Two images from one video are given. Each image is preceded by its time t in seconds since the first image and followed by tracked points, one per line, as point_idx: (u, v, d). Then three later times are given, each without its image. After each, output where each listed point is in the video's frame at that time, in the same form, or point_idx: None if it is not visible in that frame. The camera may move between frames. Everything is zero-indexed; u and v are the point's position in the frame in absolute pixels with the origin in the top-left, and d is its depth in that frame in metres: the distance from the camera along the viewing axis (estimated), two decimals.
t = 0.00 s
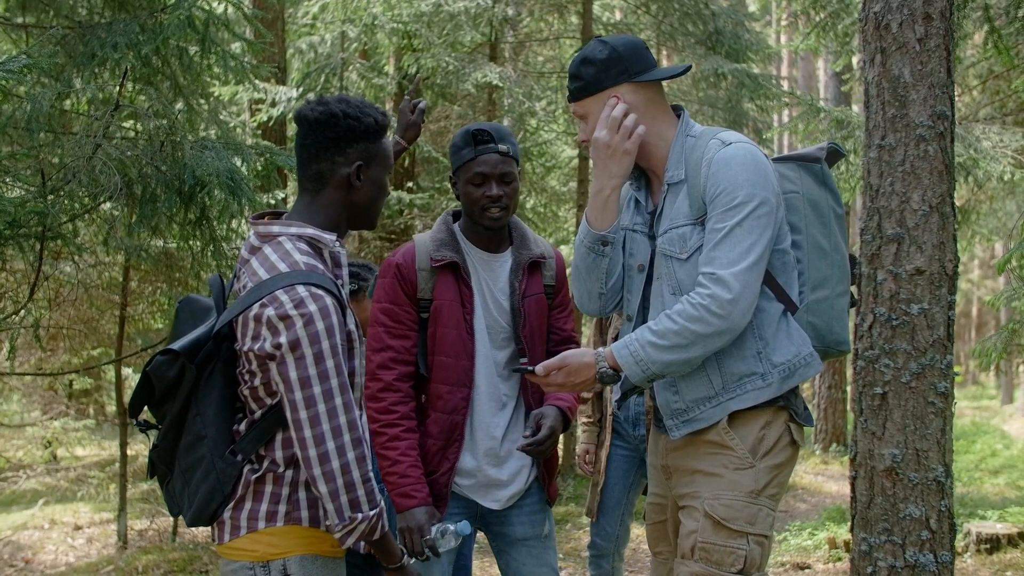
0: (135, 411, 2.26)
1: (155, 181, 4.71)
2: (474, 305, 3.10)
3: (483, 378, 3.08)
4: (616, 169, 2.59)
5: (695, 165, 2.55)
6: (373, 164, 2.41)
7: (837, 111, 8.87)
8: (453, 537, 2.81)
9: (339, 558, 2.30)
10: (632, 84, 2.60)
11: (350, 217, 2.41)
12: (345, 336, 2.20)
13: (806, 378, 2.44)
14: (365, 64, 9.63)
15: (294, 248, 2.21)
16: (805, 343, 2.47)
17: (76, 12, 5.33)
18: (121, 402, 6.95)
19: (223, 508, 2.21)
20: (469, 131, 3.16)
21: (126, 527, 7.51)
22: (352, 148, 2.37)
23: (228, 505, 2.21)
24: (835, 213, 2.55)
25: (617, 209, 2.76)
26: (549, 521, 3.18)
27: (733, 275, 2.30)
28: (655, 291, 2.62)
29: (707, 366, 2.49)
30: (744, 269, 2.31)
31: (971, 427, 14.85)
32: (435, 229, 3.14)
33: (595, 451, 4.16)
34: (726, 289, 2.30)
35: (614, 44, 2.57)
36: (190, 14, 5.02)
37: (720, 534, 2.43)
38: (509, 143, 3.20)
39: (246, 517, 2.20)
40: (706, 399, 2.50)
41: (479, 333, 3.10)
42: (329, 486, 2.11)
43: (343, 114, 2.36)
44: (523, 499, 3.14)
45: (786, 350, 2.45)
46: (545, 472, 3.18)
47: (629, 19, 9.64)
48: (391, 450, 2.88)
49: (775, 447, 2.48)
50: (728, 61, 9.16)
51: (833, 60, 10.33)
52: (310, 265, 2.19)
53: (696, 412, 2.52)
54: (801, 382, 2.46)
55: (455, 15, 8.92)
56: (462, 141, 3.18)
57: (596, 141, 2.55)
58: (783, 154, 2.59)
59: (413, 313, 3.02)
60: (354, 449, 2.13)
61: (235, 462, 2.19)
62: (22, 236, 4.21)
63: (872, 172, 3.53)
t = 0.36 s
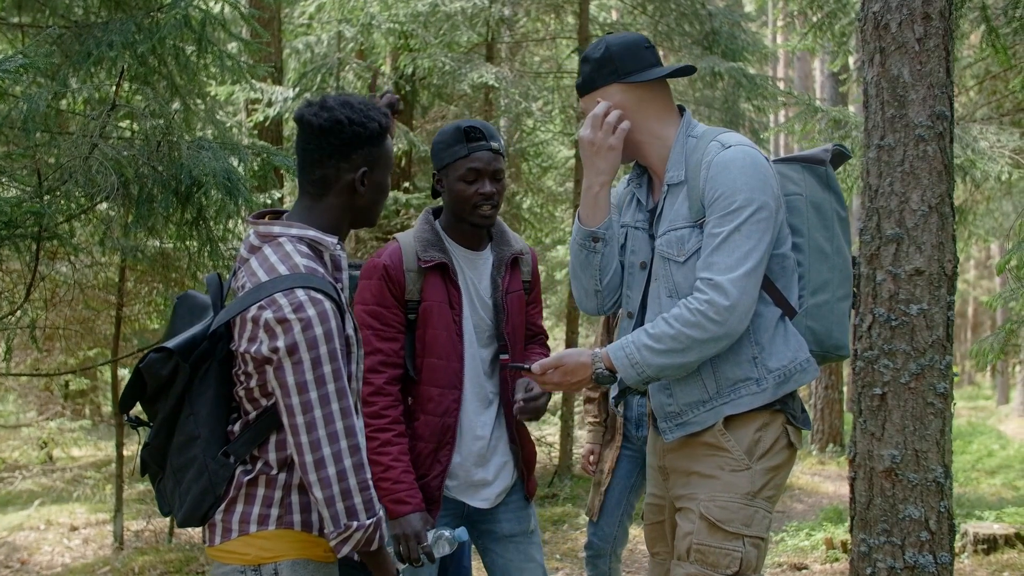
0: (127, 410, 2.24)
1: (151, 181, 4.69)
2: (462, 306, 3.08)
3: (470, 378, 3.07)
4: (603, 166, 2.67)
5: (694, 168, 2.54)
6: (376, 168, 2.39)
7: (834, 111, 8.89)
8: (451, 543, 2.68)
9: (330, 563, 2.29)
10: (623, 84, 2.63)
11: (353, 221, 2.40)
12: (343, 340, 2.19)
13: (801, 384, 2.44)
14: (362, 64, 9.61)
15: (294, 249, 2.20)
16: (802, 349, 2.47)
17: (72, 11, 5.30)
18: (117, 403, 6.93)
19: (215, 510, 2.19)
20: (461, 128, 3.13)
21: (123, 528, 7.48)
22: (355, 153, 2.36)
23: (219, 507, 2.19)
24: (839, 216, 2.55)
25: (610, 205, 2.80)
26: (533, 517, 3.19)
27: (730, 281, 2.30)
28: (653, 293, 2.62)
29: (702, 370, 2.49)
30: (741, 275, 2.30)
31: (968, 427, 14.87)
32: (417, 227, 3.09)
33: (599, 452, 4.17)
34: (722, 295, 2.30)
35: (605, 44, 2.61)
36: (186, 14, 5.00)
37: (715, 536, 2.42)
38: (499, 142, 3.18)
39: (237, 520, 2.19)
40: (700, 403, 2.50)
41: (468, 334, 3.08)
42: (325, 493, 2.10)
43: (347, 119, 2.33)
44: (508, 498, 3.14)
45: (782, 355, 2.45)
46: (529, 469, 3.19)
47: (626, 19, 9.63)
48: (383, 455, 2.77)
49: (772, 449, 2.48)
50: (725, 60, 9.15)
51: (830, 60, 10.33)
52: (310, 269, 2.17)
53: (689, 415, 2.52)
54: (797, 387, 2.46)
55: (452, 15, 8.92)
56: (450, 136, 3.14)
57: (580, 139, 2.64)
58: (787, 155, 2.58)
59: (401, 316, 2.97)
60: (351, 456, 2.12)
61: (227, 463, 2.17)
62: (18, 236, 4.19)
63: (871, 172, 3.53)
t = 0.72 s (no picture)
0: (124, 414, 2.21)
1: (149, 183, 4.68)
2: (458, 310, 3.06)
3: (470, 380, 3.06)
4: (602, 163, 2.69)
5: (691, 170, 2.53)
6: (375, 168, 2.39)
7: (832, 113, 8.90)
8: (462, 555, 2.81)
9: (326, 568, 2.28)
10: (624, 85, 2.63)
11: (355, 222, 2.39)
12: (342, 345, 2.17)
13: (796, 388, 2.43)
14: (359, 65, 9.61)
15: (294, 253, 2.18)
16: (798, 353, 2.46)
17: (69, 12, 5.29)
18: (113, 405, 6.91)
19: (211, 515, 2.18)
20: (473, 126, 3.12)
21: (119, 530, 7.46)
22: (355, 152, 2.35)
23: (215, 512, 2.18)
24: (843, 219, 2.54)
25: (607, 203, 2.84)
26: (527, 515, 3.22)
27: (723, 284, 2.29)
28: (651, 294, 2.62)
29: (698, 373, 2.49)
30: (735, 278, 2.29)
31: (965, 428, 14.88)
32: (408, 232, 3.00)
33: (601, 452, 4.16)
34: (716, 298, 2.29)
35: (610, 44, 2.62)
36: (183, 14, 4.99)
37: (711, 539, 2.44)
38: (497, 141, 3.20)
39: (232, 526, 2.18)
40: (694, 405, 2.50)
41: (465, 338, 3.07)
42: (317, 500, 2.08)
43: (346, 118, 2.34)
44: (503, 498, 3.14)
45: (778, 359, 2.44)
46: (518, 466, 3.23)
47: (623, 20, 9.62)
48: (392, 468, 2.69)
49: (769, 451, 2.48)
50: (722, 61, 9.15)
51: (826, 62, 10.33)
52: (308, 273, 2.15)
53: (684, 418, 2.53)
54: (793, 391, 2.45)
55: (449, 16, 8.91)
56: (456, 135, 3.10)
57: (579, 135, 2.66)
58: (791, 156, 2.57)
59: (400, 323, 2.90)
60: (345, 464, 2.10)
61: (224, 469, 2.15)
62: (15, 238, 4.18)
63: (871, 174, 3.52)
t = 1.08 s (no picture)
0: (117, 414, 2.20)
1: (146, 185, 4.67)
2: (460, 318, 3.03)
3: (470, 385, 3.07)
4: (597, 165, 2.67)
5: (690, 172, 2.53)
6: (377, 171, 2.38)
7: (829, 116, 8.91)
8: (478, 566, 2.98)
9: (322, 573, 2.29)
10: (623, 88, 2.64)
11: (355, 224, 2.38)
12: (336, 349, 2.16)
13: (793, 392, 2.43)
14: (356, 68, 9.63)
15: (290, 256, 2.17)
16: (796, 357, 2.45)
17: (66, 14, 5.28)
18: (108, 407, 6.89)
19: (204, 518, 2.18)
20: (480, 129, 3.18)
21: (115, 532, 7.43)
22: (357, 154, 2.34)
23: (208, 515, 2.18)
24: (846, 223, 2.53)
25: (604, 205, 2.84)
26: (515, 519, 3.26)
27: (719, 287, 2.29)
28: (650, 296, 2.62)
29: (695, 376, 2.50)
30: (730, 281, 2.29)
31: (962, 431, 14.89)
32: (407, 241, 2.95)
33: (601, 454, 4.14)
34: (711, 301, 2.29)
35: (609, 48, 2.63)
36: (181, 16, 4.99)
37: (706, 543, 2.44)
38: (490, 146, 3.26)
39: (226, 530, 2.17)
40: (690, 409, 2.51)
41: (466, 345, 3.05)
42: (308, 506, 2.08)
43: (347, 120, 2.32)
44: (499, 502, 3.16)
45: (776, 363, 2.43)
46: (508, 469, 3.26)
47: (620, 23, 9.62)
48: (411, 480, 2.66)
49: (767, 455, 2.47)
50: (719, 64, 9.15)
51: (823, 64, 10.33)
52: (304, 276, 2.14)
53: (680, 421, 2.53)
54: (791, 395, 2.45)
55: (446, 19, 8.92)
56: (471, 137, 3.14)
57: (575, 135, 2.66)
58: (794, 160, 2.56)
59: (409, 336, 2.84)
60: (337, 471, 2.09)
61: (217, 472, 2.15)
62: (12, 241, 4.17)
63: (871, 177, 3.52)
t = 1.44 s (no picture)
0: (115, 414, 2.19)
1: (144, 187, 4.65)
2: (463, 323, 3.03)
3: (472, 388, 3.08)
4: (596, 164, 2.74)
5: (690, 174, 2.53)
6: (378, 176, 2.37)
7: (827, 120, 8.91)
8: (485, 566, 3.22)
9: None
10: (626, 90, 2.64)
11: (354, 228, 2.37)
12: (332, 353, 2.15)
13: (793, 396, 2.42)
14: (354, 70, 9.75)
15: (289, 258, 2.16)
16: (796, 360, 2.44)
17: (64, 15, 5.27)
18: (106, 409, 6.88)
19: (201, 521, 2.17)
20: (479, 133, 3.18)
21: (111, 534, 7.40)
22: (359, 159, 2.33)
23: (204, 518, 2.16)
24: (848, 227, 2.52)
25: (604, 207, 2.89)
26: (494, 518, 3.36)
27: (717, 290, 2.28)
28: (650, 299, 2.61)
29: (695, 380, 2.49)
30: (729, 283, 2.28)
31: (959, 434, 14.88)
32: (409, 248, 2.91)
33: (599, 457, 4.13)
34: (710, 303, 2.28)
35: (612, 50, 2.64)
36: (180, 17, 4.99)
37: (706, 546, 2.44)
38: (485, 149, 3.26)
39: (222, 533, 2.16)
40: (689, 412, 2.51)
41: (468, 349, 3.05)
42: (299, 511, 2.06)
43: (349, 125, 2.31)
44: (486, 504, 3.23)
45: (775, 366, 2.43)
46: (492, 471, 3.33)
47: (618, 25, 9.61)
48: (433, 487, 2.65)
49: (767, 459, 2.47)
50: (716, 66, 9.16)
51: (821, 67, 10.33)
52: (302, 279, 2.12)
53: (680, 424, 2.53)
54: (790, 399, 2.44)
55: (444, 21, 8.92)
56: (474, 141, 3.15)
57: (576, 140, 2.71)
58: (796, 163, 2.55)
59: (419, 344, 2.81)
60: (329, 476, 2.08)
61: (214, 474, 2.13)
62: (9, 242, 4.16)
63: (872, 180, 3.52)
